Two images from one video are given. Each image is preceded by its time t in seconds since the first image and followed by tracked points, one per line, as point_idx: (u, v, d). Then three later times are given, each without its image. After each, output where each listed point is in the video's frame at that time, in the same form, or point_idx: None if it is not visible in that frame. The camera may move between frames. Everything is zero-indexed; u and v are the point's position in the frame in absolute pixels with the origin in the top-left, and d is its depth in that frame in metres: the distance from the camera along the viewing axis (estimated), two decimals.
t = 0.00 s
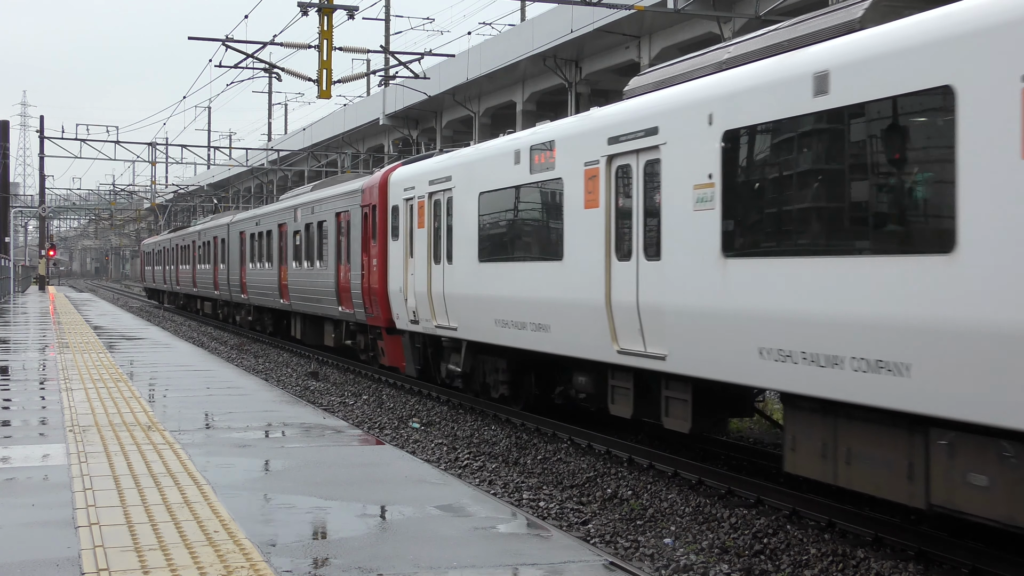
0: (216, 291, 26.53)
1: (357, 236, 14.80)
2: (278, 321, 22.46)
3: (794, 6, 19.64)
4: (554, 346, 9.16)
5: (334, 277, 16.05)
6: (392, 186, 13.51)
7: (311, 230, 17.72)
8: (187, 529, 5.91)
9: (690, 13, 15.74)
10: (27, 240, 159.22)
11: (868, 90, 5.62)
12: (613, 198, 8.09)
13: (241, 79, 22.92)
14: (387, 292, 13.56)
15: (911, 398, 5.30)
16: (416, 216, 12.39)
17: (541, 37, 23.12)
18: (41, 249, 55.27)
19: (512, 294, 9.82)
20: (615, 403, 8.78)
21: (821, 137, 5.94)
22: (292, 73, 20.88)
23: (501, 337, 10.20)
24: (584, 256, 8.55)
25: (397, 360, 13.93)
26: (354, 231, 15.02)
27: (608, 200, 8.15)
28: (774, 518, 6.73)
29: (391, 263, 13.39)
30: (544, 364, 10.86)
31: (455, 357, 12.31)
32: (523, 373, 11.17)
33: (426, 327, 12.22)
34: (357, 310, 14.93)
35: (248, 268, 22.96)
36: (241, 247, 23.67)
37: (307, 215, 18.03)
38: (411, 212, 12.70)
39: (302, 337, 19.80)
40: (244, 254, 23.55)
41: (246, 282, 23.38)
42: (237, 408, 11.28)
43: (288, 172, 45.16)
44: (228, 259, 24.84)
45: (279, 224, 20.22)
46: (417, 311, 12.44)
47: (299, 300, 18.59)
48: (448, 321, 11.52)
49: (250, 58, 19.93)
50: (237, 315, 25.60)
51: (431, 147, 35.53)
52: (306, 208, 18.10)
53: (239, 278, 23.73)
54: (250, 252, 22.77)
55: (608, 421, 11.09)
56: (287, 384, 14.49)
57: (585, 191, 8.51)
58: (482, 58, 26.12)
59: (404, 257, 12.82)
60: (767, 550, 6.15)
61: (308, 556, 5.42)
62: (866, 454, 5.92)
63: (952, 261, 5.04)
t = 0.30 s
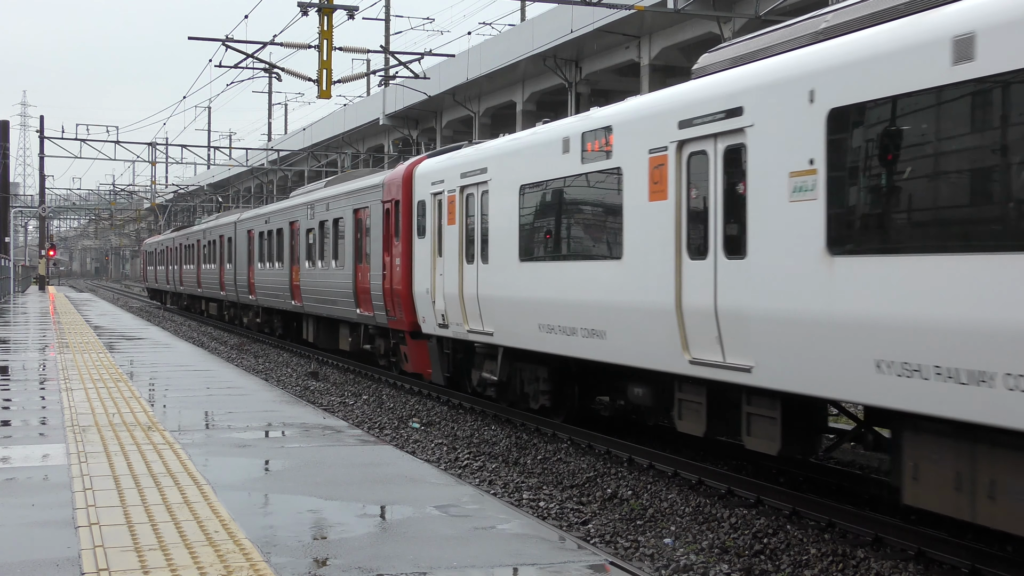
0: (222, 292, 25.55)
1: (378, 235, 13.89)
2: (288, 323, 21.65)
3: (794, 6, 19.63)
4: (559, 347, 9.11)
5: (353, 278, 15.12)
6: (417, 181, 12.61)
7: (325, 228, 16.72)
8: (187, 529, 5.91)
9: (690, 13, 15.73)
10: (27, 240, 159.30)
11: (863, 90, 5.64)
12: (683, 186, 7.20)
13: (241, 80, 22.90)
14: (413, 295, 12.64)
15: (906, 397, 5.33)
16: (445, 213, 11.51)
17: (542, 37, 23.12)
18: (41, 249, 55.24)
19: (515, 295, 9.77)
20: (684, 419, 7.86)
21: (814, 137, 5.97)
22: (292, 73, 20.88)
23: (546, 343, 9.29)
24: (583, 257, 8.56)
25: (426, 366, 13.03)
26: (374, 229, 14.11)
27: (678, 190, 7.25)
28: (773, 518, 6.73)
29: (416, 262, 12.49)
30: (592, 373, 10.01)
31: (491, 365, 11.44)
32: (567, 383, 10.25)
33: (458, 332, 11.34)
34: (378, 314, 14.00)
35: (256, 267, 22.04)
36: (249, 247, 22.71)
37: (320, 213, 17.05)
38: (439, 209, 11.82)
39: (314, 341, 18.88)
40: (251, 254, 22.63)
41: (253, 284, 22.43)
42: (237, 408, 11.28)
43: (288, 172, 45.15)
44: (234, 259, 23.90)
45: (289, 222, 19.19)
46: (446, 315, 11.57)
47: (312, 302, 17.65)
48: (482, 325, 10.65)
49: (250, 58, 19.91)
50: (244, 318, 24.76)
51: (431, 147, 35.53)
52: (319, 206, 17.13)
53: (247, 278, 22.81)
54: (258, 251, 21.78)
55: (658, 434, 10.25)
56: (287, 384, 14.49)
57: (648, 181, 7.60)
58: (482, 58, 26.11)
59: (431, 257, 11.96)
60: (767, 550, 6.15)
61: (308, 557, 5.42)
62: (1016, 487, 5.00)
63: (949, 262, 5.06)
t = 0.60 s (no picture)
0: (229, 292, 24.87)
1: (402, 231, 12.92)
2: (302, 326, 20.81)
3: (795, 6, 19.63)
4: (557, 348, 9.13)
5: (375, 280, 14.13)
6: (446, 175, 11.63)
7: (344, 226, 15.75)
8: (187, 529, 5.91)
9: (690, 13, 15.73)
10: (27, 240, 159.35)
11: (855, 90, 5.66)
12: (775, 173, 6.28)
13: (241, 79, 22.91)
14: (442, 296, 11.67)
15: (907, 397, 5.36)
16: (479, 208, 10.61)
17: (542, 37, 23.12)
18: (41, 249, 55.21)
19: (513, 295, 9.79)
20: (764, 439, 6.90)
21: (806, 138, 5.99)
22: (292, 73, 20.88)
23: (599, 351, 8.34)
24: (582, 257, 8.56)
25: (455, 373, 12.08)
26: (397, 227, 13.16)
27: (769, 177, 6.32)
28: (774, 518, 6.73)
29: (446, 261, 11.54)
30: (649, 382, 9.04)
31: (530, 373, 10.42)
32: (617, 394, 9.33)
33: (492, 338, 10.40)
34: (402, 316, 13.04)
35: (265, 267, 21.30)
36: (259, 245, 21.80)
37: (337, 209, 16.08)
38: (471, 203, 10.92)
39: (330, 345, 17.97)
40: (262, 252, 21.78)
41: (262, 285, 21.60)
42: (237, 408, 11.28)
43: (288, 172, 45.15)
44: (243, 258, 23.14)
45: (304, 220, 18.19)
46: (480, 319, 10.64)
47: (328, 305, 16.71)
48: (523, 330, 9.73)
49: (250, 58, 19.91)
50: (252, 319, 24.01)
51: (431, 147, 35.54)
52: (336, 203, 16.15)
53: (256, 278, 22.00)
54: (270, 250, 20.86)
55: (714, 450, 9.30)
56: (287, 384, 14.49)
57: (729, 170, 6.69)
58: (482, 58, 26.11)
59: (462, 257, 11.05)
60: (767, 550, 6.15)
61: (308, 556, 5.42)
62: None
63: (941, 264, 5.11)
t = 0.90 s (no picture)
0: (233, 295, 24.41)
1: (428, 227, 12.05)
2: (312, 328, 20.02)
3: (795, 6, 19.62)
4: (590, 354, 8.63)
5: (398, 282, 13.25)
6: (479, 167, 10.78)
7: (361, 223, 14.85)
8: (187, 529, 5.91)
9: (690, 13, 15.72)
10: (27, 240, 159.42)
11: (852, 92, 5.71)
12: (895, 157, 5.42)
13: (241, 79, 22.93)
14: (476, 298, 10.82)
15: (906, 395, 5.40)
16: (519, 201, 9.76)
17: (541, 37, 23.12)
18: (41, 249, 55.15)
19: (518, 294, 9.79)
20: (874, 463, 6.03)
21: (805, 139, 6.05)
22: (292, 73, 20.87)
23: (663, 359, 7.51)
24: (582, 257, 8.59)
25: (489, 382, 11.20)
26: (422, 224, 12.28)
27: (888, 162, 5.46)
28: (774, 518, 6.73)
29: (479, 261, 10.72)
30: (712, 395, 8.19)
31: (577, 383, 9.59)
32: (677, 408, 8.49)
33: (537, 345, 9.58)
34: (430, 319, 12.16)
35: (273, 266, 20.59)
36: (269, 243, 20.97)
37: (353, 205, 15.19)
38: (509, 197, 10.08)
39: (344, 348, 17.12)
40: (271, 251, 20.98)
41: (271, 285, 20.84)
42: (237, 408, 11.27)
43: (288, 172, 45.13)
44: (250, 257, 22.46)
45: (317, 216, 17.26)
46: (522, 324, 9.80)
47: (343, 306, 15.82)
48: (572, 337, 8.92)
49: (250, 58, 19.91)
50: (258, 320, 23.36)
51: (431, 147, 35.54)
52: (352, 199, 15.24)
53: (264, 278, 21.26)
54: (279, 249, 20.01)
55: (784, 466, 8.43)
56: (287, 384, 14.49)
57: (834, 154, 5.84)
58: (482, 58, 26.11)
59: (499, 256, 10.20)
60: (767, 550, 6.15)
61: (308, 556, 5.42)
62: None
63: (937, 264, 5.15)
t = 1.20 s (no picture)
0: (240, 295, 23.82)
1: (459, 225, 11.22)
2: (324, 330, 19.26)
3: (795, 6, 19.61)
4: (653, 364, 7.73)
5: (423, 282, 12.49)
6: (518, 158, 9.94)
7: (381, 221, 14.06)
8: (188, 529, 5.91)
9: (691, 14, 15.72)
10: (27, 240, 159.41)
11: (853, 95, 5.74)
12: None
13: (241, 79, 22.95)
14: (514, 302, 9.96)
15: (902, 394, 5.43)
16: (566, 194, 8.89)
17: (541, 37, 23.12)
18: (41, 249, 55.11)
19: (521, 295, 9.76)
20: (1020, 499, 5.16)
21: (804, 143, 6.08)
22: (292, 73, 20.88)
23: (747, 370, 6.63)
24: (582, 257, 8.61)
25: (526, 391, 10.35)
26: (452, 220, 11.47)
27: None
28: (774, 518, 6.73)
29: (517, 263, 9.86)
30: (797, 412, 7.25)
31: (634, 396, 8.66)
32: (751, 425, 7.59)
33: (587, 353, 8.69)
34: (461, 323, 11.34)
35: (284, 266, 19.93)
36: (280, 243, 20.20)
37: (370, 201, 14.44)
38: (553, 190, 9.22)
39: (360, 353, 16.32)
40: (281, 251, 20.26)
41: (281, 286, 20.16)
42: (238, 408, 11.28)
43: (287, 171, 45.12)
44: (258, 256, 21.79)
45: (332, 214, 16.47)
46: (568, 329, 8.90)
47: (361, 309, 15.01)
48: (629, 344, 8.02)
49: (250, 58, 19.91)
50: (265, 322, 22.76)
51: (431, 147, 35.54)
52: (370, 195, 14.46)
53: (273, 279, 20.57)
54: (292, 249, 19.24)
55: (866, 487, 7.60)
56: (287, 384, 14.49)
57: (976, 128, 4.98)
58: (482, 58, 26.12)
59: (540, 255, 9.34)
60: (767, 550, 6.15)
61: (309, 556, 5.42)
62: None
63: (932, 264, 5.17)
